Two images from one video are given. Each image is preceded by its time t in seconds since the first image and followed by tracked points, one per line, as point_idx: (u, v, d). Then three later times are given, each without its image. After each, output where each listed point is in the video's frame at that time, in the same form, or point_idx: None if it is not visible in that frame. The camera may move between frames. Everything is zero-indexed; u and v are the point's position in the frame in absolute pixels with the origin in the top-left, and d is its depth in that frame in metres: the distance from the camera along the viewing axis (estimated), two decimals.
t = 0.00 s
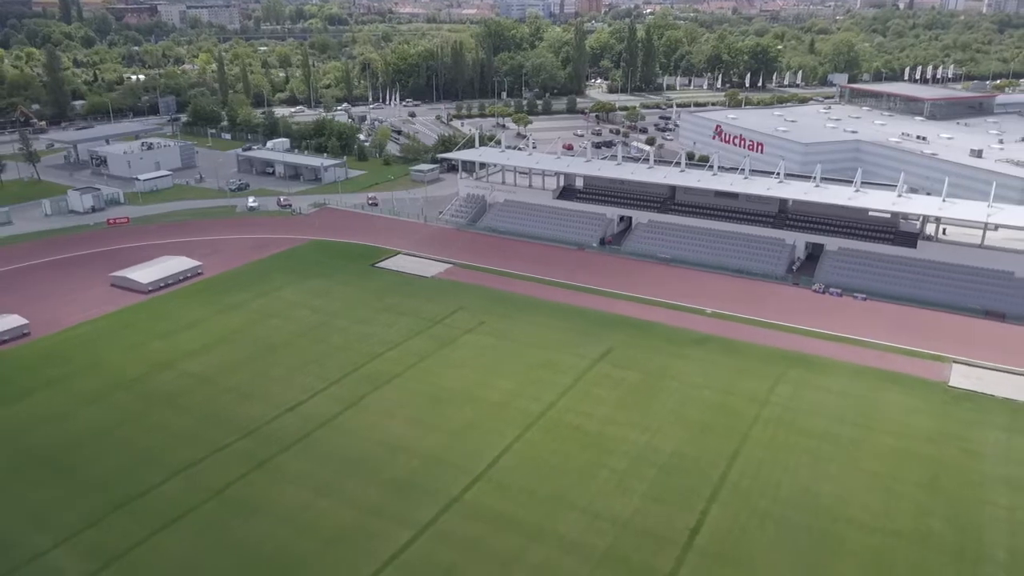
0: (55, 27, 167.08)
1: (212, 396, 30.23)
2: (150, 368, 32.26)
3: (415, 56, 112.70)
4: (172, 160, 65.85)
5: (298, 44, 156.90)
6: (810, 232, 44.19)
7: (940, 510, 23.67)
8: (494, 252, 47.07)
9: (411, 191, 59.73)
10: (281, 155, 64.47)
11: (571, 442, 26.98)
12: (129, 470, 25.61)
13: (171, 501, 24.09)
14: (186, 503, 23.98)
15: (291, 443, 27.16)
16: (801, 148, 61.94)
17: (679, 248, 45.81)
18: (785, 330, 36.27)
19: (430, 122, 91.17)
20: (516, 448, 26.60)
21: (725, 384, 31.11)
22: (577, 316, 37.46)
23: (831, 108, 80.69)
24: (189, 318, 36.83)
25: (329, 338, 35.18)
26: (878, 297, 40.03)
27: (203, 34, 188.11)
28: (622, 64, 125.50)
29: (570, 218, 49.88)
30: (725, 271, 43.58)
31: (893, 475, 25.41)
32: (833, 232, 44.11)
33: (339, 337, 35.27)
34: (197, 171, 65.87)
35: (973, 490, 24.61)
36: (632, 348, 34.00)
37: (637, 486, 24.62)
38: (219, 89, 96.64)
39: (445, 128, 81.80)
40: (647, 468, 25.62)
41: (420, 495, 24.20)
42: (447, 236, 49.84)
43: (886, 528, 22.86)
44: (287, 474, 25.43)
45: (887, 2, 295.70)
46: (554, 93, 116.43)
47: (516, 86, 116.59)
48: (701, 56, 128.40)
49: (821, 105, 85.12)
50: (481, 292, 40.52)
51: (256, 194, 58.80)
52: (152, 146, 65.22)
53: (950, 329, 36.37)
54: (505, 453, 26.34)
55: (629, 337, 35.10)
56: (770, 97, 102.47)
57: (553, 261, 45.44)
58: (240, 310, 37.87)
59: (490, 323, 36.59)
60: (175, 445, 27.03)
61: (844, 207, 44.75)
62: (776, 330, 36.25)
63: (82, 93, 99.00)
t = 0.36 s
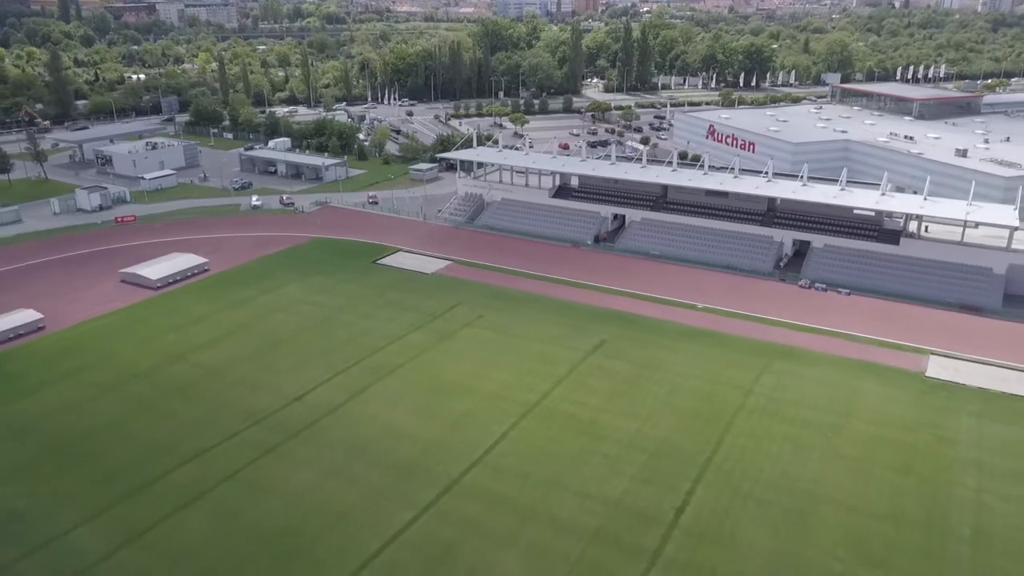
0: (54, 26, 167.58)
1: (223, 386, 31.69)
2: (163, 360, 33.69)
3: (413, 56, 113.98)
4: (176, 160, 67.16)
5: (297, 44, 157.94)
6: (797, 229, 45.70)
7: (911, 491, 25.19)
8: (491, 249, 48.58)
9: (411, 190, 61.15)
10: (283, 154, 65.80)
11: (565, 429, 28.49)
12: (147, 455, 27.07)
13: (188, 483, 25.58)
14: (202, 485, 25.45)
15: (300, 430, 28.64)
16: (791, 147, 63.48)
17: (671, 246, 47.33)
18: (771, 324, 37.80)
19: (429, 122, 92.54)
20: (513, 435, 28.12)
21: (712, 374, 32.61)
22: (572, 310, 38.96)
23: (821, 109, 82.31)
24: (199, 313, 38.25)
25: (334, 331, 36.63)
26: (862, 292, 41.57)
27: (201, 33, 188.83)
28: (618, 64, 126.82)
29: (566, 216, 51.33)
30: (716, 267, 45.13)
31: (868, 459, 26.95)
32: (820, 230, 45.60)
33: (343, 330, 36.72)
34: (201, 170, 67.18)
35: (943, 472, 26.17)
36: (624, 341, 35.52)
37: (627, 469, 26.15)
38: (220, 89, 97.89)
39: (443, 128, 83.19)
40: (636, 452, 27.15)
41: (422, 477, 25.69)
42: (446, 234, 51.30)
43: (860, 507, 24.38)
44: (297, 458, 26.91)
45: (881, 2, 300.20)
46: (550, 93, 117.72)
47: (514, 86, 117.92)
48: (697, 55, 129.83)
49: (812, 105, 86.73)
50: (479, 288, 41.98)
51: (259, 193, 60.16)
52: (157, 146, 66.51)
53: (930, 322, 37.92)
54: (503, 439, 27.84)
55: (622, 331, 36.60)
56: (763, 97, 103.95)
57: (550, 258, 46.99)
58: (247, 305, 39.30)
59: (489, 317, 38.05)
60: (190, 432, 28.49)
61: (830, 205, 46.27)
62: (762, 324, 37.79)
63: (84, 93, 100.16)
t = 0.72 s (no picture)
0: (56, 26, 168.56)
1: (233, 379, 32.96)
2: (175, 354, 34.97)
3: (413, 56, 115.11)
4: (181, 160, 68.39)
5: (297, 44, 159.02)
6: (788, 228, 46.96)
7: (890, 476, 26.49)
8: (491, 247, 49.83)
9: (412, 189, 62.42)
10: (286, 155, 67.03)
11: (562, 419, 29.77)
12: (162, 444, 28.32)
13: (201, 470, 26.80)
14: (215, 472, 26.70)
15: (307, 420, 29.90)
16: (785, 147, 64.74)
17: (666, 244, 48.62)
18: (761, 319, 39.09)
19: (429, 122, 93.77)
20: (512, 424, 29.41)
21: (703, 367, 33.92)
22: (568, 306, 40.24)
23: (815, 109, 83.65)
24: (208, 309, 39.51)
25: (339, 326, 37.91)
26: (850, 289, 42.87)
27: (201, 33, 189.85)
28: (616, 64, 128.03)
29: (563, 215, 52.61)
30: (709, 265, 46.44)
31: (850, 446, 28.25)
32: (810, 228, 46.88)
33: (348, 326, 37.99)
34: (205, 170, 68.42)
35: (921, 459, 27.47)
36: (618, 336, 36.79)
37: (620, 456, 27.44)
38: (223, 90, 99.10)
39: (443, 128, 84.43)
40: (629, 440, 28.44)
41: (425, 464, 26.98)
42: (446, 233, 52.57)
43: (841, 491, 25.68)
44: (305, 447, 28.14)
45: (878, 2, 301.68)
46: (549, 93, 118.85)
47: (513, 86, 119.17)
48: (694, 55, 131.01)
49: (806, 105, 88.07)
50: (479, 285, 43.25)
51: (263, 192, 61.46)
52: (162, 146, 67.75)
53: (915, 318, 39.23)
54: (502, 428, 29.13)
55: (616, 326, 37.88)
56: (760, 97, 105.21)
57: (548, 256, 48.25)
58: (255, 302, 40.55)
59: (488, 313, 39.32)
60: (202, 423, 29.73)
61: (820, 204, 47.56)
62: (753, 319, 39.07)
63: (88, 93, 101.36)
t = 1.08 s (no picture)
0: (58, 24, 169.64)
1: (244, 369, 34.41)
2: (188, 345, 36.43)
3: (414, 55, 116.42)
4: (187, 158, 69.80)
5: (298, 43, 160.22)
6: (779, 225, 48.37)
7: (870, 460, 27.96)
8: (491, 244, 51.25)
9: (414, 187, 63.86)
10: (291, 153, 68.44)
11: (559, 406, 31.24)
12: (178, 429, 29.77)
13: (216, 454, 28.26)
14: (230, 456, 28.14)
15: (316, 408, 31.36)
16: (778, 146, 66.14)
17: (661, 240, 50.06)
18: (752, 313, 40.54)
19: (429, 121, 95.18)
20: (511, 411, 30.87)
21: (695, 358, 35.40)
22: (566, 301, 41.70)
23: (810, 108, 85.06)
24: (218, 303, 40.96)
25: (345, 320, 39.36)
26: (838, 284, 44.32)
27: (202, 32, 190.90)
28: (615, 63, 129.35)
29: (562, 213, 54.04)
30: (702, 261, 47.90)
31: (833, 432, 29.72)
32: (800, 225, 48.28)
33: (353, 319, 39.45)
34: (211, 168, 69.84)
35: (899, 444, 28.95)
36: (614, 329, 38.26)
37: (614, 441, 28.91)
38: (226, 89, 100.48)
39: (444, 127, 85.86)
40: (623, 426, 29.92)
41: (429, 448, 28.43)
42: (448, 230, 54.02)
43: (823, 473, 27.15)
44: (315, 433, 29.59)
45: None
46: (549, 92, 120.13)
47: (512, 85, 120.53)
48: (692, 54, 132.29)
49: (801, 104, 89.44)
50: (480, 280, 44.70)
51: (269, 189, 62.91)
52: (169, 145, 69.17)
53: (900, 311, 40.69)
54: (502, 415, 30.59)
55: (612, 319, 39.35)
56: (756, 96, 106.56)
57: (547, 252, 49.69)
58: (263, 296, 42.00)
59: (489, 307, 40.77)
60: (216, 410, 31.18)
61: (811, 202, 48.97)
62: (744, 313, 40.52)
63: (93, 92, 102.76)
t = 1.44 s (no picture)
0: (61, 24, 170.71)
1: (255, 361, 35.86)
2: (200, 339, 37.90)
3: (415, 55, 117.61)
4: (193, 157, 71.19)
5: (299, 42, 161.31)
6: (771, 222, 49.79)
7: (852, 445, 29.43)
8: (491, 241, 52.70)
9: (416, 185, 65.27)
10: (295, 152, 69.82)
11: (556, 396, 32.68)
12: (193, 417, 31.25)
13: (230, 440, 29.74)
14: (243, 442, 29.64)
15: (324, 397, 32.83)
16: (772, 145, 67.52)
17: (657, 238, 51.51)
18: (743, 308, 42.00)
19: (430, 120, 96.54)
20: (511, 400, 32.31)
21: (687, 350, 36.86)
22: (564, 296, 43.14)
23: (805, 108, 86.42)
24: (228, 298, 42.40)
25: (350, 314, 40.80)
26: (827, 280, 45.76)
27: (203, 31, 191.86)
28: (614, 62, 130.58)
29: (560, 211, 55.48)
30: (696, 258, 49.37)
31: (818, 420, 31.17)
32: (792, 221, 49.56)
33: (359, 313, 40.89)
34: (217, 167, 71.23)
35: (881, 431, 30.40)
36: (609, 322, 39.71)
37: (609, 428, 30.37)
38: (230, 89, 101.81)
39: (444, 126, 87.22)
40: (618, 414, 31.37)
41: (433, 435, 29.89)
42: (449, 227, 55.45)
43: (807, 458, 28.61)
44: (323, 421, 31.07)
45: None
46: (548, 91, 121.31)
47: (512, 84, 121.77)
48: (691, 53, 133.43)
49: (796, 104, 90.78)
50: (480, 275, 46.13)
51: (274, 188, 64.34)
52: (175, 144, 70.57)
53: (886, 306, 42.14)
54: (502, 404, 32.05)
55: (608, 313, 40.80)
56: (753, 96, 107.88)
57: (545, 249, 51.15)
58: (271, 291, 43.43)
59: (489, 302, 42.20)
60: (229, 399, 32.67)
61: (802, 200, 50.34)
62: (736, 308, 41.96)
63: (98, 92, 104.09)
